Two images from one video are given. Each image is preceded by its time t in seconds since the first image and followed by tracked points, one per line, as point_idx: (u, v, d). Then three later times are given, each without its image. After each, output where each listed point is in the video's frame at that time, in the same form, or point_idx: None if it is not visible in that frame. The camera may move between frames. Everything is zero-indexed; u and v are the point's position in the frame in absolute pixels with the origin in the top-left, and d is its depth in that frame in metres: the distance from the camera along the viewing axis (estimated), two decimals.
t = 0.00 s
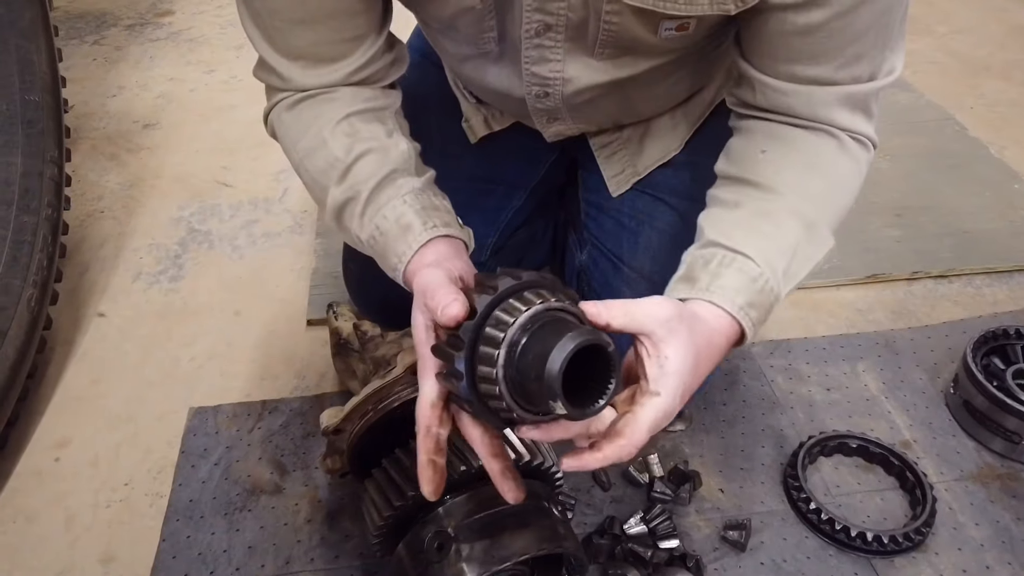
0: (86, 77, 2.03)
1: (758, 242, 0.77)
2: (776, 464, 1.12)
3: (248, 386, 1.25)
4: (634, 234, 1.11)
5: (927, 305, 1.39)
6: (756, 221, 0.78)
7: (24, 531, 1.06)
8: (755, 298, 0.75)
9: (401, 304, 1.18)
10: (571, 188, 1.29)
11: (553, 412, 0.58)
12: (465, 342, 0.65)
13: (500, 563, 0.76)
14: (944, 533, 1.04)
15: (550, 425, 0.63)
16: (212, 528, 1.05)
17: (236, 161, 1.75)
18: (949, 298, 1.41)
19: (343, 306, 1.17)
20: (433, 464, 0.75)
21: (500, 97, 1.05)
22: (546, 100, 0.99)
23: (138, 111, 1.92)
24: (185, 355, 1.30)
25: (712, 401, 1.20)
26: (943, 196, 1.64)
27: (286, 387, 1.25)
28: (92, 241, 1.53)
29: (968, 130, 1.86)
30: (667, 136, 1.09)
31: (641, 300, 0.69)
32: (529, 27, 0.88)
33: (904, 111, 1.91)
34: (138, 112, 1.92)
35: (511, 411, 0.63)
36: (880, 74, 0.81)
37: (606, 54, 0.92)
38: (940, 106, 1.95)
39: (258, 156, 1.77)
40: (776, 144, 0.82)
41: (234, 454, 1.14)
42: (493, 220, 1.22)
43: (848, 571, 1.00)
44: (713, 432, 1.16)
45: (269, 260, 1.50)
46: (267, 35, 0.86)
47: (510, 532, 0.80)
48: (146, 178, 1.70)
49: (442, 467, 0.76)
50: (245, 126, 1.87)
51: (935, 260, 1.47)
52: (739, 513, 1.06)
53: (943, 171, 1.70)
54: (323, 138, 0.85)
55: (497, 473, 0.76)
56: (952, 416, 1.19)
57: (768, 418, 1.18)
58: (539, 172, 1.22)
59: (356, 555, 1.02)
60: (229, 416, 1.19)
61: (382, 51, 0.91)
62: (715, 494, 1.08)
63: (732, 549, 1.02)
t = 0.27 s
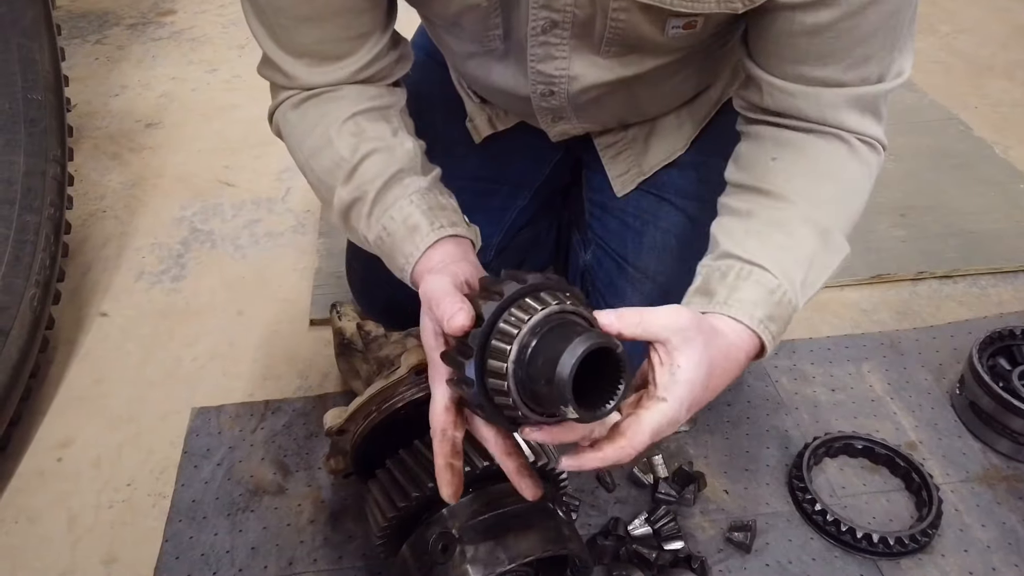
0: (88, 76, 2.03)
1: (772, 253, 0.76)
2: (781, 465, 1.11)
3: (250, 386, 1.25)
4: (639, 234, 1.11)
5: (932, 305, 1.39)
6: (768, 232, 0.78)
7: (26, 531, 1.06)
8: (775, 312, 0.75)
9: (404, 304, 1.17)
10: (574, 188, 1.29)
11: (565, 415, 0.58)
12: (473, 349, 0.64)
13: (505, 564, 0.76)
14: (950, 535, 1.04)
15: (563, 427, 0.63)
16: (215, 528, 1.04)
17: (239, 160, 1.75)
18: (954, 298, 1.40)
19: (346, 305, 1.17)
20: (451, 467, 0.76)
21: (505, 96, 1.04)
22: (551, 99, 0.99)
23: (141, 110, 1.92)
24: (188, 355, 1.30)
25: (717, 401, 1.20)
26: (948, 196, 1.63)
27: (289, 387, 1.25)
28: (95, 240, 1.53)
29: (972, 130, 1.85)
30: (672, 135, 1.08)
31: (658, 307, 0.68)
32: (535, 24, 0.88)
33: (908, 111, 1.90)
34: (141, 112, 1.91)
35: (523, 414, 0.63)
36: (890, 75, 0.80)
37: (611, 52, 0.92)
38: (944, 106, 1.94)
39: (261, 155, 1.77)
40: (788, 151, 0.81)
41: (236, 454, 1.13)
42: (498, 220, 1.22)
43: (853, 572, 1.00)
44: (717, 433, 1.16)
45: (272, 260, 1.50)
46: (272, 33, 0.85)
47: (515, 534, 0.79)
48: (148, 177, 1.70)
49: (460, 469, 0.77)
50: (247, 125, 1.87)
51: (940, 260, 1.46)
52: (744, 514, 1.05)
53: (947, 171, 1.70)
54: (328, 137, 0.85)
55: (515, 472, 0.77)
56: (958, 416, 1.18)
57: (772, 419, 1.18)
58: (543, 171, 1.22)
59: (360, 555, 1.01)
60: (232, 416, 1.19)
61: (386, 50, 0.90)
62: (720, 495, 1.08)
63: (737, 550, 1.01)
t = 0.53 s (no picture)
0: (88, 76, 2.02)
1: (785, 224, 0.79)
2: (785, 466, 1.11)
3: (252, 386, 1.24)
4: (641, 234, 1.10)
5: (936, 306, 1.38)
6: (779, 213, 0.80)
7: (26, 531, 1.05)
8: (784, 273, 0.78)
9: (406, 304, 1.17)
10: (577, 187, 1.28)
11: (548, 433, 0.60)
12: (456, 369, 0.65)
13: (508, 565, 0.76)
14: (955, 536, 1.03)
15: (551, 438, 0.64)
16: (215, 529, 1.04)
17: (240, 160, 1.75)
18: (958, 298, 1.40)
19: (349, 305, 1.16)
20: (459, 472, 0.76)
21: (508, 95, 1.03)
22: (555, 97, 0.98)
23: (142, 109, 1.92)
24: (189, 355, 1.30)
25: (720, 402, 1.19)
26: (952, 196, 1.62)
27: (290, 387, 1.24)
28: (95, 240, 1.52)
29: (976, 129, 1.85)
30: (676, 134, 1.08)
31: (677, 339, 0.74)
32: (540, 20, 0.88)
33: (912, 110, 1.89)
34: (142, 111, 1.91)
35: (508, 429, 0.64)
36: (921, 40, 0.81)
37: (620, 46, 0.91)
38: (948, 105, 1.93)
39: (262, 155, 1.76)
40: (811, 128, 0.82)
41: (237, 454, 1.13)
42: (500, 220, 1.22)
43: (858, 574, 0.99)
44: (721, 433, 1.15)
45: (273, 260, 1.49)
46: (273, 34, 0.85)
47: (518, 534, 0.79)
48: (148, 176, 1.69)
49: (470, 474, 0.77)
50: (249, 124, 1.87)
51: (944, 260, 1.46)
52: (747, 516, 1.05)
53: (951, 170, 1.69)
54: (329, 140, 0.85)
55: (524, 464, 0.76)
56: (963, 417, 1.18)
57: (776, 420, 1.17)
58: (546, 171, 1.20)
59: (361, 556, 1.01)
60: (233, 416, 1.18)
61: (387, 49, 0.90)
62: (724, 496, 1.07)
63: (741, 552, 1.00)
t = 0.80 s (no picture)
0: (88, 75, 2.02)
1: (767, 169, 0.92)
2: (786, 467, 1.10)
3: (252, 385, 1.24)
4: (643, 233, 1.09)
5: (939, 306, 1.38)
6: (751, 171, 0.93)
7: (25, 531, 1.05)
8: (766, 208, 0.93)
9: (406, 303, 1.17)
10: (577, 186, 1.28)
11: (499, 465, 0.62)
12: (417, 400, 0.67)
13: (509, 566, 0.76)
14: (958, 538, 1.03)
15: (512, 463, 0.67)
16: (215, 529, 1.03)
17: (239, 159, 1.74)
18: (961, 298, 1.39)
19: (350, 304, 1.15)
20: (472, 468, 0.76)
21: (510, 92, 1.03)
22: (559, 93, 0.97)
23: (142, 108, 1.91)
24: (189, 355, 1.29)
25: (721, 402, 1.19)
26: (954, 196, 1.62)
27: (290, 387, 1.24)
28: (95, 239, 1.52)
29: (978, 129, 1.84)
30: (677, 132, 1.08)
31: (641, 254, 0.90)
32: (547, 16, 0.87)
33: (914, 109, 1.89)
34: (142, 110, 1.91)
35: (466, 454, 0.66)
36: None
37: (630, 43, 0.91)
38: (950, 105, 1.93)
39: (262, 154, 1.76)
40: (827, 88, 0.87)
41: (237, 454, 1.12)
42: (501, 218, 1.21)
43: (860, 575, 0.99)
44: (722, 434, 1.15)
45: (274, 259, 1.49)
46: (270, 34, 0.85)
47: (518, 535, 0.78)
48: (148, 175, 1.69)
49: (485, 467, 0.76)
50: (249, 123, 1.86)
51: (946, 260, 1.45)
52: (748, 517, 1.04)
53: (953, 170, 1.69)
54: (323, 143, 0.84)
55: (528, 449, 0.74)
56: (965, 418, 1.17)
57: (778, 420, 1.17)
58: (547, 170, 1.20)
59: (361, 557, 1.01)
60: (233, 415, 1.18)
61: (385, 50, 0.89)
62: (725, 497, 1.06)
63: (742, 553, 1.00)
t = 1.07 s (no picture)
0: (91, 71, 2.02)
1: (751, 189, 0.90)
2: (788, 463, 1.10)
3: (254, 381, 1.24)
4: (644, 231, 1.10)
5: (942, 303, 1.37)
6: (745, 193, 0.91)
7: (28, 526, 1.05)
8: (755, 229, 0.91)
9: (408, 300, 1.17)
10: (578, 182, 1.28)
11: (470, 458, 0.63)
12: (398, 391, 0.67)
13: (513, 560, 0.75)
14: (960, 534, 1.03)
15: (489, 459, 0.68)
16: (217, 525, 1.04)
17: (242, 155, 1.74)
18: (964, 296, 1.39)
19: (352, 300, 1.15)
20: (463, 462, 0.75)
21: (513, 84, 1.02)
22: (563, 84, 0.97)
23: (144, 105, 1.91)
24: (191, 351, 1.29)
25: (723, 398, 1.19)
26: (957, 193, 1.61)
27: (292, 383, 1.24)
28: (97, 235, 1.52)
29: (981, 127, 1.84)
30: (680, 129, 1.07)
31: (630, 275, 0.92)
32: (551, 7, 0.86)
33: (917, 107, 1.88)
34: (144, 107, 1.91)
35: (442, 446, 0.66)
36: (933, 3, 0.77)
37: (635, 39, 0.90)
38: (953, 102, 1.92)
39: (264, 151, 1.76)
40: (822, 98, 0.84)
41: (239, 450, 1.12)
42: (503, 214, 1.22)
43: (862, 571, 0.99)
44: (724, 430, 1.15)
45: (276, 255, 1.49)
46: (275, 26, 0.85)
47: (522, 528, 0.78)
48: (151, 172, 1.69)
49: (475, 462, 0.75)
50: (251, 120, 1.86)
51: (949, 258, 1.45)
52: (751, 513, 1.04)
53: (957, 167, 1.68)
54: (324, 138, 0.84)
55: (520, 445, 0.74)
56: (967, 415, 1.17)
57: (780, 416, 1.17)
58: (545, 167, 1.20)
59: (364, 552, 1.01)
60: (235, 411, 1.18)
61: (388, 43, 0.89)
62: (728, 493, 1.06)
63: (745, 549, 1.00)
